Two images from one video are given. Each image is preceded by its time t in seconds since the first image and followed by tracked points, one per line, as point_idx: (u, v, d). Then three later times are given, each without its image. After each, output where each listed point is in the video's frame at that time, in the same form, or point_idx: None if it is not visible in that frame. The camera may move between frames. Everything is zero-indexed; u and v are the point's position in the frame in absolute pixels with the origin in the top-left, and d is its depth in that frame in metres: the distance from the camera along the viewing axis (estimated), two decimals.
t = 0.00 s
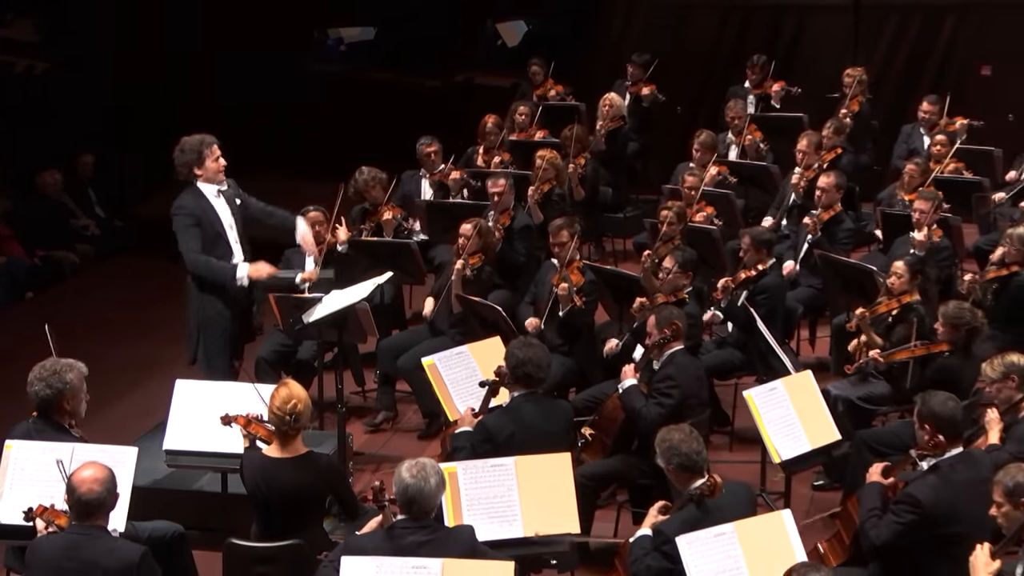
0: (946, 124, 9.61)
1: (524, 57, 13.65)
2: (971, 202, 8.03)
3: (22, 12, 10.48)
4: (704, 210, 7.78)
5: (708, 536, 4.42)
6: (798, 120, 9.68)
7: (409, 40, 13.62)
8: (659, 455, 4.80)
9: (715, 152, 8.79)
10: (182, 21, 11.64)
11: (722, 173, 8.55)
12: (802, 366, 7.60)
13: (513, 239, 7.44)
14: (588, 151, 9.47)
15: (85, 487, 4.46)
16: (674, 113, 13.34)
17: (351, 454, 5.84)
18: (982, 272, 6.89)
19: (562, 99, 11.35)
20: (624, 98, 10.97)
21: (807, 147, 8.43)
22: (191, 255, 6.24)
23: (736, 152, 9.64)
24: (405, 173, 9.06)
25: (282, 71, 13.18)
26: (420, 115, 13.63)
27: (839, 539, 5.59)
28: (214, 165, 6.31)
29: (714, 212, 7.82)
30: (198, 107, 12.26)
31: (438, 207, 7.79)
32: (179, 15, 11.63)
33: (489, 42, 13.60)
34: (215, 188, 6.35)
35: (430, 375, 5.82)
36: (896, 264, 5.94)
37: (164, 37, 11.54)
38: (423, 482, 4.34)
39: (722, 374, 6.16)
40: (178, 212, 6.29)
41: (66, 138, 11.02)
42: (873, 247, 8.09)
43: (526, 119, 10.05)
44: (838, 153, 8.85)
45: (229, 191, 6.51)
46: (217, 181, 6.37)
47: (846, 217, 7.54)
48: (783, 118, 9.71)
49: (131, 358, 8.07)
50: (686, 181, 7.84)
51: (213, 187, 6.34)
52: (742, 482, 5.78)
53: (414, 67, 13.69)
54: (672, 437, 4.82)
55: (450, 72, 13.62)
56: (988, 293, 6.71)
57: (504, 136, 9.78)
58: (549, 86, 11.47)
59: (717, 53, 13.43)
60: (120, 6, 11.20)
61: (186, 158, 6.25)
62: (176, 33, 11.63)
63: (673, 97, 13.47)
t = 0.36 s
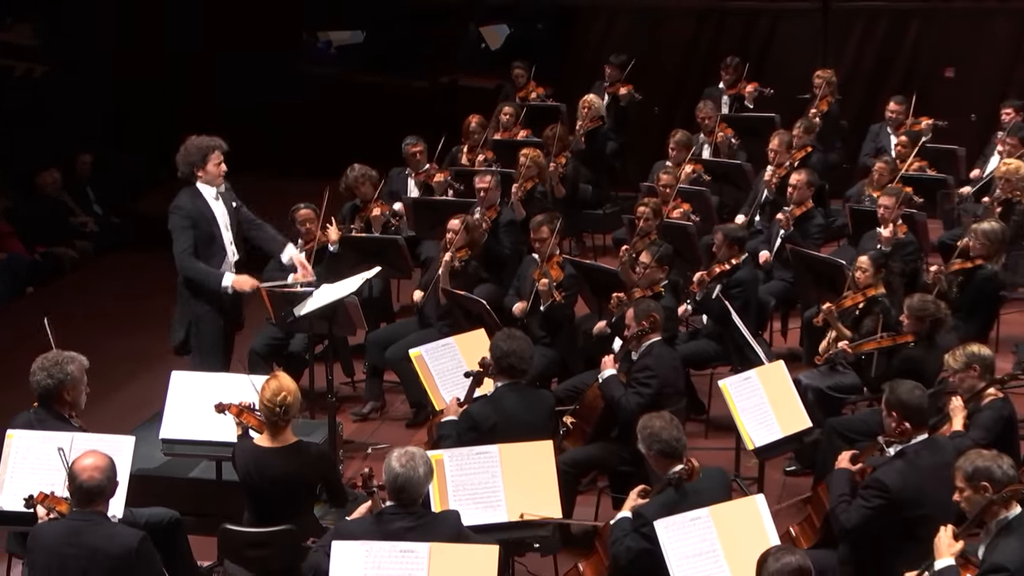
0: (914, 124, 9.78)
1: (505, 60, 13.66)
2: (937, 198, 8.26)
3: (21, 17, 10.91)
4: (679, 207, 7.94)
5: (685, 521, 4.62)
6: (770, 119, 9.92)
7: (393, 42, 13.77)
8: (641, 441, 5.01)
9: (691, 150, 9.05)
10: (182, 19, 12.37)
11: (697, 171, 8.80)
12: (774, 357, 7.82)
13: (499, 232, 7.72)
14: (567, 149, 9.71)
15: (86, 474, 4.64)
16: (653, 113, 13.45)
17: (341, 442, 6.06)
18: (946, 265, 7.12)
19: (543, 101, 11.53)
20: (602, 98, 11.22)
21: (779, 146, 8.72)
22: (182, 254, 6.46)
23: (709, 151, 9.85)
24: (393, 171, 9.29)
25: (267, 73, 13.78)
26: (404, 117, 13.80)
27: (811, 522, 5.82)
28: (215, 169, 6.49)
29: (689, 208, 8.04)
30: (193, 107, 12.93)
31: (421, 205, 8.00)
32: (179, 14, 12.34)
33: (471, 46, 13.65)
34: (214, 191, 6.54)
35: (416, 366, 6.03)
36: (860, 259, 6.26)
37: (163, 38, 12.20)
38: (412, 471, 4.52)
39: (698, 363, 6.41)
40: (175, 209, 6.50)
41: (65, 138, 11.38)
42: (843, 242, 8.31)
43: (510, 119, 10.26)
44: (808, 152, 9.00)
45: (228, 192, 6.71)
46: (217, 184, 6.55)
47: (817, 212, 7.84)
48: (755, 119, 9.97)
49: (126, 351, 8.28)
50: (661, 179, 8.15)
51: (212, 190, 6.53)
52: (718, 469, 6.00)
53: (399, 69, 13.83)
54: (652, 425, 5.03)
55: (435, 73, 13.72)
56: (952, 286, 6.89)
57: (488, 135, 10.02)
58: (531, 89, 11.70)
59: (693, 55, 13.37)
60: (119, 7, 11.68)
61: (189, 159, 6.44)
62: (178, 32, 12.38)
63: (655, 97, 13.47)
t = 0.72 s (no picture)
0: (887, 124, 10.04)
1: (494, 62, 14.02)
2: (908, 198, 8.40)
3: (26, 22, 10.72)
4: (662, 204, 8.26)
5: (668, 507, 4.85)
6: (749, 120, 10.16)
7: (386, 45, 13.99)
8: (627, 430, 5.23)
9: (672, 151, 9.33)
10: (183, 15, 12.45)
11: (678, 171, 9.12)
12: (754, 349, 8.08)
13: (489, 230, 7.99)
14: (553, 149, 9.94)
15: (92, 462, 4.85)
16: (636, 115, 14.07)
17: (337, 432, 6.29)
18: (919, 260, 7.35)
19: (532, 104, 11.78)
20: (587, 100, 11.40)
21: (759, 146, 8.84)
22: (185, 254, 6.66)
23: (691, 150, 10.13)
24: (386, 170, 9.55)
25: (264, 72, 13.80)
26: (398, 118, 14.20)
27: (788, 509, 6.04)
28: (216, 170, 6.71)
29: (671, 206, 8.29)
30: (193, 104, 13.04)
31: (413, 202, 8.22)
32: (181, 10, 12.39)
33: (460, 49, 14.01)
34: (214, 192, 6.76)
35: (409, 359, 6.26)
36: (833, 256, 6.53)
37: (166, 40, 12.36)
38: (405, 460, 4.73)
39: (681, 355, 6.63)
40: (177, 209, 6.71)
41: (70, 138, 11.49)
42: (819, 238, 8.56)
43: (499, 121, 10.50)
44: (785, 152, 9.33)
45: (229, 193, 6.91)
46: (218, 185, 6.77)
47: (794, 210, 8.10)
48: (734, 119, 10.24)
49: (124, 347, 8.47)
50: (644, 177, 8.37)
51: (213, 191, 6.75)
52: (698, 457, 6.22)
53: (396, 69, 14.07)
54: (638, 415, 5.23)
55: (428, 75, 14.04)
56: (924, 279, 7.13)
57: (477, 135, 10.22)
58: (519, 92, 11.94)
59: (678, 55, 13.90)
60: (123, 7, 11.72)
61: (191, 161, 6.66)
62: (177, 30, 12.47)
63: (636, 99, 13.97)
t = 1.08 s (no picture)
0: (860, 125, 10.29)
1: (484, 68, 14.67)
2: (881, 199, 8.73)
3: (34, 29, 11.21)
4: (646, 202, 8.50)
5: (651, 492, 5.11)
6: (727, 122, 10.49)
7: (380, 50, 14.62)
8: (612, 418, 5.48)
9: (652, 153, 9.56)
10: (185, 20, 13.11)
11: (659, 172, 9.32)
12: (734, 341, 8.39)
13: (478, 227, 8.21)
14: (541, 150, 10.24)
15: (96, 451, 5.08)
16: (619, 117, 14.55)
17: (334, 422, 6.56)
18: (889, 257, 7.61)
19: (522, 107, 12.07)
20: (574, 103, 11.73)
21: (737, 146, 9.14)
22: (198, 249, 6.98)
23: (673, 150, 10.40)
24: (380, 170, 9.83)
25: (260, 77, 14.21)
26: (391, 120, 14.63)
27: (767, 494, 6.32)
28: (205, 166, 7.02)
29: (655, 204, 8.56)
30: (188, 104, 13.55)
31: (406, 201, 8.48)
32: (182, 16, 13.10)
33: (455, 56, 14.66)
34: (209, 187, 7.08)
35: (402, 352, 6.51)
36: (808, 253, 6.78)
37: (172, 50, 12.98)
38: (399, 447, 4.98)
39: (664, 347, 6.95)
40: (178, 208, 7.03)
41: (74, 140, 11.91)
42: (795, 235, 8.88)
43: (490, 123, 10.79)
44: (763, 152, 9.65)
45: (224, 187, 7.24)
46: (211, 180, 7.09)
47: (771, 208, 8.37)
48: (714, 122, 10.56)
49: (129, 342, 8.77)
50: (627, 178, 8.60)
51: (207, 185, 7.08)
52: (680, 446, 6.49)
53: (386, 72, 14.61)
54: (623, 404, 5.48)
55: (417, 80, 14.60)
56: (893, 275, 7.42)
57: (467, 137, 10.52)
58: (507, 98, 12.18)
59: (659, 60, 14.45)
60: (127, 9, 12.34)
61: (181, 163, 7.00)
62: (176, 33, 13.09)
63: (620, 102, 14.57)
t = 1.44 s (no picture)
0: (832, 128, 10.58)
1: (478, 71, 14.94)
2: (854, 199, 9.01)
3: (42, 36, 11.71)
4: (628, 202, 8.83)
5: (634, 478, 5.39)
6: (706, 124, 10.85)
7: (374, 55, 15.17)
8: (598, 407, 5.72)
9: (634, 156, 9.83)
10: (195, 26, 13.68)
11: (641, 174, 9.62)
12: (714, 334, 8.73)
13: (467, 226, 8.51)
14: (528, 152, 10.58)
15: (104, 440, 5.33)
16: (604, 120, 15.00)
17: (330, 411, 6.82)
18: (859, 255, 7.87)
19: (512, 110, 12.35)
20: (559, 106, 11.96)
21: (716, 148, 9.46)
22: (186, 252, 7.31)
23: (659, 151, 10.75)
24: (374, 171, 10.15)
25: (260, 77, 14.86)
26: (384, 124, 15.15)
27: (745, 479, 6.61)
28: (218, 168, 7.34)
29: (636, 203, 8.87)
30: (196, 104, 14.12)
31: (399, 200, 8.77)
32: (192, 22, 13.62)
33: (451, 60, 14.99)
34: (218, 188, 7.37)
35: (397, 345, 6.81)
36: (784, 249, 7.12)
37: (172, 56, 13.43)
38: (393, 436, 5.26)
39: (647, 340, 7.28)
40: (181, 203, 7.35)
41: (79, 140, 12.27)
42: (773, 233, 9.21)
43: (480, 126, 11.09)
44: (741, 153, 10.03)
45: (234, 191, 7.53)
46: (221, 182, 7.40)
47: (748, 207, 8.73)
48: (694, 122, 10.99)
49: (133, 336, 9.11)
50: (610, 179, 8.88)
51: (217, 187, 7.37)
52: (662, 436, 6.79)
53: (377, 76, 15.13)
54: (610, 395, 5.69)
55: (413, 83, 15.01)
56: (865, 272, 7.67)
57: (457, 139, 10.85)
58: (498, 102, 12.45)
59: (642, 63, 14.93)
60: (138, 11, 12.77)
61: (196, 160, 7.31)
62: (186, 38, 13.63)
63: (605, 106, 15.03)
